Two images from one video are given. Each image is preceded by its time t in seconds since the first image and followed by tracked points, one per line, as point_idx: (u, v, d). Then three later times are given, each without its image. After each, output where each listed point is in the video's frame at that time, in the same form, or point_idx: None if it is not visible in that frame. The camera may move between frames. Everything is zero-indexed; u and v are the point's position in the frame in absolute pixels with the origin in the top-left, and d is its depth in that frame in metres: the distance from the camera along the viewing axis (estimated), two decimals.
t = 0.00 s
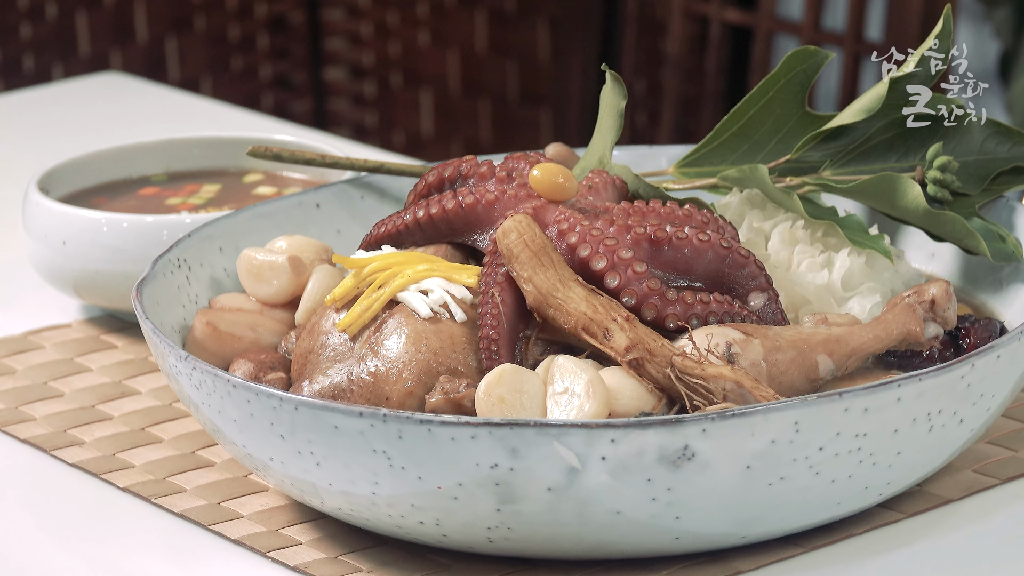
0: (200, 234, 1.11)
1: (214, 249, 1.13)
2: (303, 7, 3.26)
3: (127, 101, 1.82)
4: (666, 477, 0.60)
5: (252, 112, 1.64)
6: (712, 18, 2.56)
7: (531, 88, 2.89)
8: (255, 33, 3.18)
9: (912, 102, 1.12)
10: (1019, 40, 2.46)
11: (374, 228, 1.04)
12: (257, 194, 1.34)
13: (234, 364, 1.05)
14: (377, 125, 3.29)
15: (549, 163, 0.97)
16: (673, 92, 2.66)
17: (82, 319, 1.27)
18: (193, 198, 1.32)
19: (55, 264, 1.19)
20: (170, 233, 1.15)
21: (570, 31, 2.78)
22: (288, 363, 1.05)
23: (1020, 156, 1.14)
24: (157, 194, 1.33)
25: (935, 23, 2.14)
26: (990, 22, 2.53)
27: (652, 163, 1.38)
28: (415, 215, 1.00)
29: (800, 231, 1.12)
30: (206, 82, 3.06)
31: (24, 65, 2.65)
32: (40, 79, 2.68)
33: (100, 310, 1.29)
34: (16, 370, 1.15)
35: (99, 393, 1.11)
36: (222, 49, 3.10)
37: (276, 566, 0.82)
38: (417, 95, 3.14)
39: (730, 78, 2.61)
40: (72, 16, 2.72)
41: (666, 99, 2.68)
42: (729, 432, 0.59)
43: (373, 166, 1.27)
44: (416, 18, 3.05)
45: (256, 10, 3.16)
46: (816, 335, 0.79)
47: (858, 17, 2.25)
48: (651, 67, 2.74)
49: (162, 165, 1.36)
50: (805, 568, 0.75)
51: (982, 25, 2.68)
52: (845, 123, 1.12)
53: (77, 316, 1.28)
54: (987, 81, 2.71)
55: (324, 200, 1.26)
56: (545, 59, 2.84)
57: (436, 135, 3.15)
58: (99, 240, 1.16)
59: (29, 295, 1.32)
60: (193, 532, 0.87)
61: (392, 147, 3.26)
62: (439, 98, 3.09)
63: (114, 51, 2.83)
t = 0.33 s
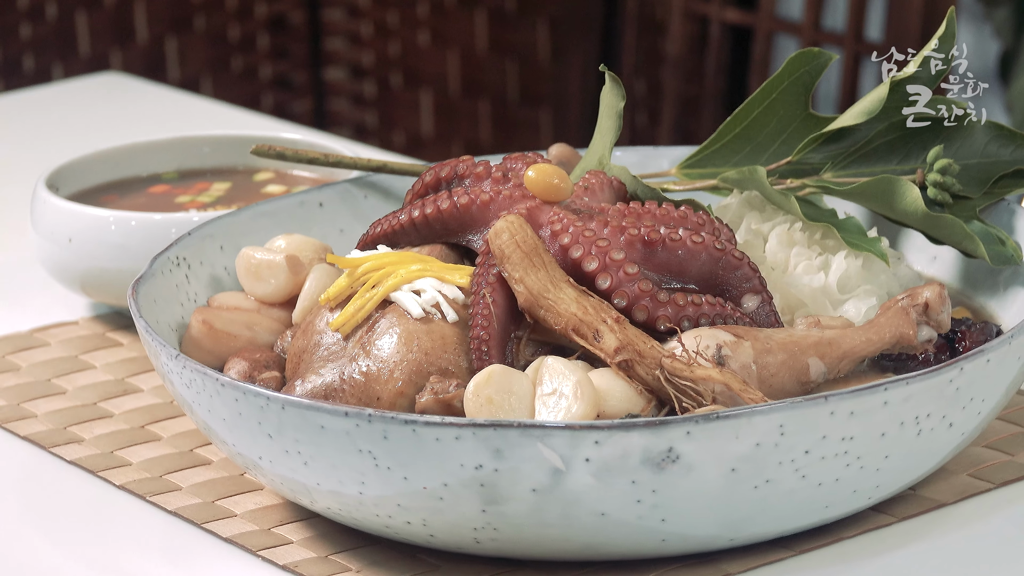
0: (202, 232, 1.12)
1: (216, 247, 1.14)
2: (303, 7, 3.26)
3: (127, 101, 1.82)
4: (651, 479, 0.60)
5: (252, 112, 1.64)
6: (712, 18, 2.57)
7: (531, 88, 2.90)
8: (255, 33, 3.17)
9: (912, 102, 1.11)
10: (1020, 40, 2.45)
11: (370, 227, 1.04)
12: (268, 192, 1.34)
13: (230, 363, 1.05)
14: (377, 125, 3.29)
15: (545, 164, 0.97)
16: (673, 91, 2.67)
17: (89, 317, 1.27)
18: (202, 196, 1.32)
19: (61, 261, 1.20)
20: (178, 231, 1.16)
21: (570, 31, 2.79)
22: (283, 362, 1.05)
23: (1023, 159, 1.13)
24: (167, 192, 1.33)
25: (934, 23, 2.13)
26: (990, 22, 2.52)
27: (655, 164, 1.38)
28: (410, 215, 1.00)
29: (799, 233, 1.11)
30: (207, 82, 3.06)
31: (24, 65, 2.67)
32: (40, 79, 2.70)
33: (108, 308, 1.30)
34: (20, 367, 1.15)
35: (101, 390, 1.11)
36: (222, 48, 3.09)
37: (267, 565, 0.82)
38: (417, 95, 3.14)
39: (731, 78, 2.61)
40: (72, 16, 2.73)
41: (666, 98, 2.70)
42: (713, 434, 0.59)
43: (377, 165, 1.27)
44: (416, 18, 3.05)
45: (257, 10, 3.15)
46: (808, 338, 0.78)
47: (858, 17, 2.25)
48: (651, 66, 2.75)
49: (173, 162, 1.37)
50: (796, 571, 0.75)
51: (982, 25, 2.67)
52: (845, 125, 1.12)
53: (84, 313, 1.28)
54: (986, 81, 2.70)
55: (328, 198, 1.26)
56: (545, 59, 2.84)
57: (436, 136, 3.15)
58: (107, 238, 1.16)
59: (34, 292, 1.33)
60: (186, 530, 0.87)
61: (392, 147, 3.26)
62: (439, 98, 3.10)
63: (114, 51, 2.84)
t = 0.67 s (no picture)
0: (201, 231, 1.12)
1: (216, 246, 1.14)
2: (303, 7, 3.25)
3: (127, 101, 1.82)
4: (636, 481, 0.60)
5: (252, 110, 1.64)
6: (712, 18, 2.57)
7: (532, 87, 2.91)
8: (255, 33, 3.18)
9: (912, 102, 1.10)
10: (1019, 39, 2.44)
11: (367, 227, 1.04)
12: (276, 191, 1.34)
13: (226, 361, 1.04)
14: (377, 125, 3.28)
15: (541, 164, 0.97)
16: (673, 92, 2.66)
17: (96, 314, 1.27)
18: (212, 194, 1.33)
19: (67, 258, 1.20)
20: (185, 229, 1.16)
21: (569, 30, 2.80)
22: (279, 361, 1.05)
23: None
24: (177, 189, 1.34)
25: (934, 22, 2.13)
26: (990, 22, 2.51)
27: (659, 165, 1.38)
28: (405, 215, 0.99)
29: (796, 235, 1.11)
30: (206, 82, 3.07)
31: (24, 65, 2.68)
32: (40, 79, 2.71)
33: (114, 305, 1.30)
34: (24, 364, 1.15)
35: (103, 388, 1.11)
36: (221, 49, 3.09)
37: (257, 564, 0.82)
38: (417, 95, 3.14)
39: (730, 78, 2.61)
40: (72, 16, 2.74)
41: (665, 99, 2.68)
42: (697, 436, 0.59)
43: (379, 165, 1.27)
44: (416, 18, 3.05)
45: (257, 10, 3.16)
46: (799, 341, 0.78)
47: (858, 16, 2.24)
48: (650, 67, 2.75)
49: (184, 160, 1.38)
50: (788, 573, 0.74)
51: (981, 25, 2.67)
52: (846, 127, 1.11)
53: (91, 310, 1.29)
54: (986, 81, 2.69)
55: (331, 198, 1.26)
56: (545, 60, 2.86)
57: (436, 136, 3.14)
58: (114, 236, 1.17)
59: (40, 289, 1.34)
60: (179, 528, 0.87)
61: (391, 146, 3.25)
62: (439, 97, 3.09)
63: (114, 51, 2.85)
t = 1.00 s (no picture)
0: (201, 229, 1.13)
1: (217, 244, 1.14)
2: (303, 7, 3.26)
3: (130, 108, 1.85)
4: (620, 483, 0.60)
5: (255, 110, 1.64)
6: (712, 18, 2.58)
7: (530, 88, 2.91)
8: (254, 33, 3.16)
9: (912, 103, 1.10)
10: (1019, 40, 2.43)
11: (363, 226, 1.04)
12: (285, 190, 1.35)
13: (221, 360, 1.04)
14: (377, 125, 3.28)
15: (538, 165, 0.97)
16: (674, 93, 2.68)
17: (102, 312, 1.28)
18: (221, 192, 1.34)
19: (74, 256, 1.21)
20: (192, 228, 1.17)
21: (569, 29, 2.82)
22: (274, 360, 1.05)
23: None
24: (187, 187, 1.35)
25: (934, 21, 2.13)
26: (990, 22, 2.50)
27: (662, 167, 1.38)
28: (401, 215, 0.99)
29: (794, 237, 1.11)
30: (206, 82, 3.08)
31: (24, 65, 2.72)
32: (40, 79, 2.75)
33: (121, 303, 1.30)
34: (29, 361, 1.16)
35: (106, 385, 1.12)
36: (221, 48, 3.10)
37: (248, 563, 0.82)
38: (417, 95, 3.14)
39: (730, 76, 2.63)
40: (72, 16, 2.77)
41: (665, 99, 2.70)
42: (681, 439, 0.59)
43: (381, 165, 1.27)
44: (416, 18, 3.05)
45: (256, 10, 3.14)
46: (791, 343, 0.78)
47: (858, 16, 2.24)
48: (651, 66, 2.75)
49: (195, 158, 1.39)
50: None
51: (982, 25, 2.66)
52: (847, 128, 1.11)
53: (98, 308, 1.29)
54: (986, 81, 2.69)
55: (334, 197, 1.26)
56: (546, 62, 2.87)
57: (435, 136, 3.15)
58: (123, 234, 1.17)
59: (45, 287, 1.34)
60: (174, 526, 0.88)
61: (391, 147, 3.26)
62: (439, 98, 3.09)
63: (114, 51, 2.87)
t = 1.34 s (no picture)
0: (201, 228, 1.13)
1: (217, 243, 1.15)
2: (303, 7, 3.28)
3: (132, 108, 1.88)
4: (604, 484, 0.60)
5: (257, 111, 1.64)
6: (712, 18, 2.58)
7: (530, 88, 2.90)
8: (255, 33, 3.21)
9: (912, 102, 1.09)
10: (1019, 40, 2.43)
11: (360, 226, 1.04)
12: (295, 188, 1.36)
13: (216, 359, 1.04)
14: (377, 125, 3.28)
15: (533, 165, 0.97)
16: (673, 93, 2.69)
17: (109, 310, 1.28)
18: (232, 190, 1.34)
19: (82, 254, 1.21)
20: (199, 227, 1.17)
21: (569, 29, 2.79)
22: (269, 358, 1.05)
23: None
24: (197, 185, 1.35)
25: (934, 22, 2.13)
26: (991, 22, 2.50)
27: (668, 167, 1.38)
28: (396, 214, 0.99)
29: (791, 239, 1.11)
30: (206, 82, 3.14)
31: (24, 65, 2.77)
32: (40, 79, 2.80)
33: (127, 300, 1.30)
34: (34, 357, 1.16)
35: (109, 382, 1.12)
36: (222, 48, 3.15)
37: (238, 562, 0.82)
38: (416, 95, 3.14)
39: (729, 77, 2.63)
40: (72, 17, 2.81)
41: (665, 99, 2.71)
42: (665, 441, 0.59)
43: (384, 164, 1.26)
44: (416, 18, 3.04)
45: (257, 10, 3.19)
46: (782, 345, 0.78)
47: (858, 16, 2.24)
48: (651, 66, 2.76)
49: (206, 156, 1.39)
50: None
51: (982, 24, 2.66)
52: (846, 131, 1.10)
53: (105, 305, 1.29)
54: (986, 81, 2.68)
55: (337, 196, 1.26)
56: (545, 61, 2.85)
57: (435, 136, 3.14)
58: (132, 232, 1.18)
59: (50, 283, 1.35)
60: (168, 524, 0.88)
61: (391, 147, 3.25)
62: (439, 99, 3.09)
63: (114, 51, 2.93)
